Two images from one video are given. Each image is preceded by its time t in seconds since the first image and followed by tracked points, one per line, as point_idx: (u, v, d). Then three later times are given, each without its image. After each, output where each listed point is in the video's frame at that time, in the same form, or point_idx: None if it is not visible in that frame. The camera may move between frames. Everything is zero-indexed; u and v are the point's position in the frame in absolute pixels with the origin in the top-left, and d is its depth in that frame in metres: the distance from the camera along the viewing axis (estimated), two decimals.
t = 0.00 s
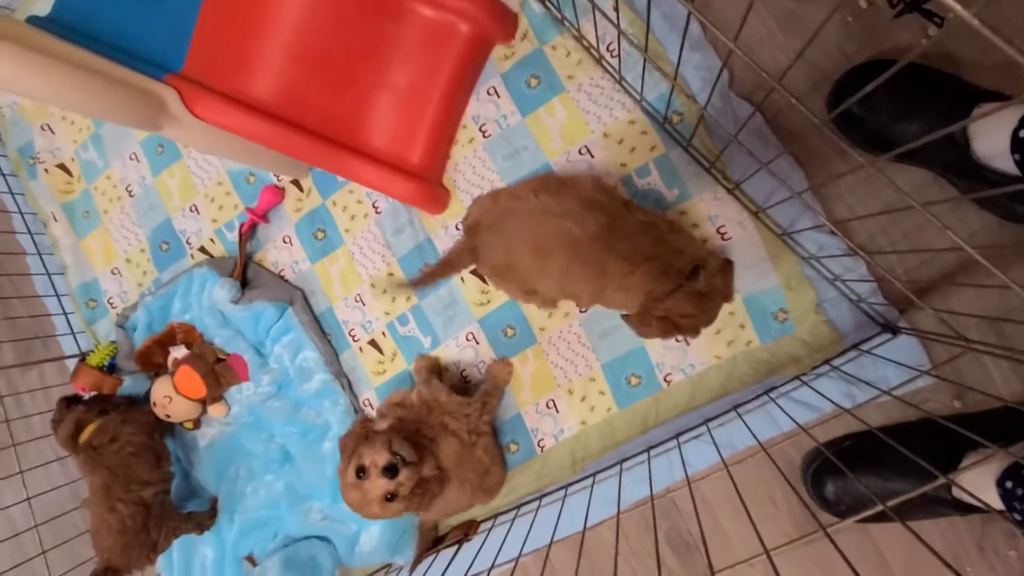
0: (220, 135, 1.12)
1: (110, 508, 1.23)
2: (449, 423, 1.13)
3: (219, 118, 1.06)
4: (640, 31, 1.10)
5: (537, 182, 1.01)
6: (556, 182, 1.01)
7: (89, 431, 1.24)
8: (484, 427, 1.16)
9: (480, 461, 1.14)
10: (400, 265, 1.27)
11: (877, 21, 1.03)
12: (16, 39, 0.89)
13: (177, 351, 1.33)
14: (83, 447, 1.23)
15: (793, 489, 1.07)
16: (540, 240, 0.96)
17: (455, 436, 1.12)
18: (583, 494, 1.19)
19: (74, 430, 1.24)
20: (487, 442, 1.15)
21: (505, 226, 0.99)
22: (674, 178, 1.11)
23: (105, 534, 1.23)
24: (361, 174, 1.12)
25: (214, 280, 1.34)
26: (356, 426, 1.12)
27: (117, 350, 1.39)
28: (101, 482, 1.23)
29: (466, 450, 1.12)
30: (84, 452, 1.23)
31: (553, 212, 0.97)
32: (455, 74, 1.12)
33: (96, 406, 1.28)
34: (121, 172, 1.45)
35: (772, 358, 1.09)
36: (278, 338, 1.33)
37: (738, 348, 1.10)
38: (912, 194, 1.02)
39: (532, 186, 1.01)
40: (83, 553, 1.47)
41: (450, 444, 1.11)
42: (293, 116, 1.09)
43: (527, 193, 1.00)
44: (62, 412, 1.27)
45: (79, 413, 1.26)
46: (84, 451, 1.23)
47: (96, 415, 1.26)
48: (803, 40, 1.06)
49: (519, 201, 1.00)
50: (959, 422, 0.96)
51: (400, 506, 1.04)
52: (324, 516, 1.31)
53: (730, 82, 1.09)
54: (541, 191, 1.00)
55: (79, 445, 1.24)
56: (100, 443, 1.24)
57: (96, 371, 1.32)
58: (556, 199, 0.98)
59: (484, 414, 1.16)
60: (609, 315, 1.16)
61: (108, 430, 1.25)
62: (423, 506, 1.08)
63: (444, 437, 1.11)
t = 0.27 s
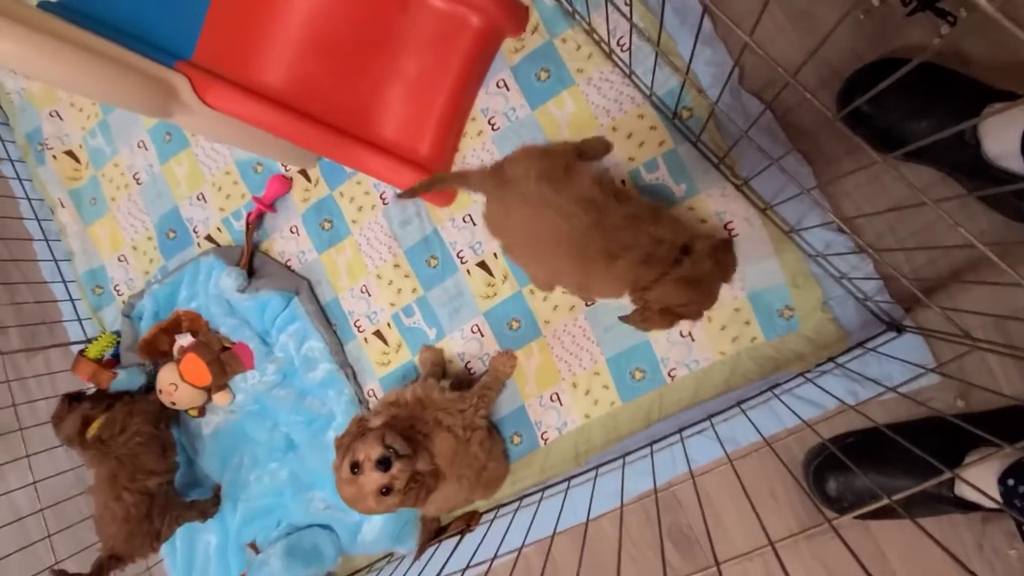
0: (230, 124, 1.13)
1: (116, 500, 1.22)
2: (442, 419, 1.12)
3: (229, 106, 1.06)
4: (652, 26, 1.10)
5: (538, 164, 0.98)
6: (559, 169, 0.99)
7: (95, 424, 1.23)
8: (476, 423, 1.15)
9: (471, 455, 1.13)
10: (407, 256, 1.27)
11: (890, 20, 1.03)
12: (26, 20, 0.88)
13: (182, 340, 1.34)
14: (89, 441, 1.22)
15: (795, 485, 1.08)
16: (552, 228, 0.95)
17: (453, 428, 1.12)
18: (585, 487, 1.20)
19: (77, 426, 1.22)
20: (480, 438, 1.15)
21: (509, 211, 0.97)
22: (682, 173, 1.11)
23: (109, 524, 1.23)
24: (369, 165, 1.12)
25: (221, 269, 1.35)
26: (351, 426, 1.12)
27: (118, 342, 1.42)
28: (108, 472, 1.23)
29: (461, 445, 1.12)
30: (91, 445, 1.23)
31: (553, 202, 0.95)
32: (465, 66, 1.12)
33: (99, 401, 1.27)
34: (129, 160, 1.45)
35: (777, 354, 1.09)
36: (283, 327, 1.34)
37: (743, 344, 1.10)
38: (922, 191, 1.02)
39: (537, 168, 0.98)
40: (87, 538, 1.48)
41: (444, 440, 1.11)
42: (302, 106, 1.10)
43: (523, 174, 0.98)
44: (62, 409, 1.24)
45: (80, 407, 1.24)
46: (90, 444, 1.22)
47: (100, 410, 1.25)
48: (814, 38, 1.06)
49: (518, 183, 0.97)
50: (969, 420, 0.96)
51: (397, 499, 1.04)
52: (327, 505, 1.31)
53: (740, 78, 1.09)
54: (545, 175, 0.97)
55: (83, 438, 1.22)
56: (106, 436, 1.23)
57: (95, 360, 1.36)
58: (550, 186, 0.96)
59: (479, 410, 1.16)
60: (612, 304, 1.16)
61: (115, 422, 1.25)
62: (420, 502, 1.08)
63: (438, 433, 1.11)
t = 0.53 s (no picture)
0: (233, 114, 1.13)
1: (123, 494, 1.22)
2: (440, 411, 1.13)
3: (231, 97, 1.07)
4: (653, 21, 1.11)
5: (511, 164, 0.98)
6: (530, 171, 0.98)
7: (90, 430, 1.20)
8: (472, 414, 1.17)
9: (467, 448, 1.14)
10: (407, 249, 1.28)
11: (890, 17, 1.03)
12: (29, 6, 0.89)
13: (183, 330, 1.35)
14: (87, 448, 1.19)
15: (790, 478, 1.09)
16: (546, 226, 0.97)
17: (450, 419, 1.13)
18: (581, 479, 1.21)
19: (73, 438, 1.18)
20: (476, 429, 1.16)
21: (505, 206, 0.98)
22: (681, 168, 1.12)
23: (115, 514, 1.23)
24: (370, 157, 1.12)
25: (222, 260, 1.35)
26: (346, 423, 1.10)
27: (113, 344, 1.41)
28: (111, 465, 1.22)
29: (459, 438, 1.13)
30: (88, 453, 1.20)
31: (532, 208, 0.97)
32: (467, 59, 1.12)
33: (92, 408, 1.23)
34: (132, 150, 1.46)
35: (772, 350, 1.10)
36: (284, 318, 1.35)
37: (739, 339, 1.11)
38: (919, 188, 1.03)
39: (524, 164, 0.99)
40: (88, 525, 1.50)
41: (443, 434, 1.11)
42: (304, 97, 1.10)
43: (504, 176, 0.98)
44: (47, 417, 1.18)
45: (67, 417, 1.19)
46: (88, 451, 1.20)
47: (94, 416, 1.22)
48: (815, 34, 1.07)
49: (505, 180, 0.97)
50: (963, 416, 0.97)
51: (400, 487, 1.04)
52: (326, 494, 1.32)
53: (740, 74, 1.10)
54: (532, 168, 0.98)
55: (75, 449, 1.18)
56: (102, 440, 1.21)
57: (84, 362, 1.36)
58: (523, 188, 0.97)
59: (476, 402, 1.18)
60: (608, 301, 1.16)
61: (110, 423, 1.23)
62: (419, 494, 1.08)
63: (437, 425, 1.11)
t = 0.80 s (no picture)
0: (235, 114, 1.14)
1: (125, 494, 1.22)
2: (440, 408, 1.14)
3: (234, 97, 1.08)
4: (651, 25, 1.12)
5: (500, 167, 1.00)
6: (517, 180, 1.00)
7: (103, 423, 1.23)
8: (468, 413, 1.17)
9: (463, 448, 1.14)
10: (407, 248, 1.29)
11: (886, 22, 1.04)
12: (33, 6, 0.90)
13: (184, 328, 1.36)
14: (97, 438, 1.22)
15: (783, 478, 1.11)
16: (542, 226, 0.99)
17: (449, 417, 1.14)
18: (577, 477, 1.22)
19: (84, 423, 1.21)
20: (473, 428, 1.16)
21: (500, 209, 1.00)
22: (678, 171, 1.13)
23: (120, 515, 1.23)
24: (370, 157, 1.13)
25: (224, 258, 1.36)
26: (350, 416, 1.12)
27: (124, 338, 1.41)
28: (115, 466, 1.22)
29: (456, 437, 1.14)
30: (97, 444, 1.22)
31: (519, 216, 1.00)
32: (467, 60, 1.14)
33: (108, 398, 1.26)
34: (135, 148, 1.48)
35: (767, 350, 1.11)
36: (285, 316, 1.36)
37: (735, 340, 1.12)
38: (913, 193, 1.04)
39: (515, 169, 1.00)
40: (89, 519, 1.51)
41: (445, 428, 1.13)
42: (306, 98, 1.12)
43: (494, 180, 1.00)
44: (63, 397, 1.23)
45: (80, 403, 1.22)
46: (96, 441, 1.22)
47: (109, 409, 1.24)
48: (812, 39, 1.08)
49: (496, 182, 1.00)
50: (954, 418, 0.98)
51: (411, 467, 1.06)
52: (325, 491, 1.34)
53: (737, 78, 1.11)
54: (525, 170, 1.00)
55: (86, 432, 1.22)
56: (113, 434, 1.23)
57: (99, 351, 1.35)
58: (509, 194, 1.00)
59: (474, 401, 1.18)
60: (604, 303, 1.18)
61: (122, 422, 1.25)
62: (421, 486, 1.10)
63: (439, 422, 1.13)
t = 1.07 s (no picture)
0: (236, 113, 1.14)
1: (113, 506, 1.21)
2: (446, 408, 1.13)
3: (234, 95, 1.08)
4: (653, 26, 1.11)
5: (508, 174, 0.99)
6: (527, 193, 0.99)
7: (102, 423, 1.23)
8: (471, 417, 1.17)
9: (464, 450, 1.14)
10: (406, 248, 1.29)
11: (888, 25, 1.04)
12: (35, 4, 0.90)
13: (182, 326, 1.36)
14: (95, 438, 1.22)
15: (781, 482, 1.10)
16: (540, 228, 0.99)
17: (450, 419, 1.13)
18: (575, 479, 1.22)
19: (84, 420, 1.22)
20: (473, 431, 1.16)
21: (502, 220, 1.01)
22: (679, 173, 1.13)
23: (112, 525, 1.22)
24: (370, 157, 1.13)
25: (223, 256, 1.36)
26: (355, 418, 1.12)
27: (127, 337, 1.42)
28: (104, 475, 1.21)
29: (457, 440, 1.13)
30: (94, 444, 1.22)
31: (522, 218, 0.99)
32: (467, 60, 1.13)
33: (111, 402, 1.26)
34: (134, 146, 1.47)
35: (767, 353, 1.11)
36: (283, 315, 1.36)
37: (735, 343, 1.12)
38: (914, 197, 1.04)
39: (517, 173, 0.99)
40: (86, 517, 1.51)
41: (451, 430, 1.12)
42: (306, 96, 1.11)
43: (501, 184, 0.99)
44: (69, 390, 1.24)
45: (82, 401, 1.23)
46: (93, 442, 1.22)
47: (110, 412, 1.25)
48: (814, 41, 1.08)
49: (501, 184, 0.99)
50: (954, 423, 0.98)
51: (422, 462, 1.06)
52: (323, 490, 1.33)
53: (739, 80, 1.11)
54: (531, 175, 0.99)
55: (87, 428, 1.22)
56: (111, 437, 1.23)
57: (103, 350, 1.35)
58: (516, 205, 0.99)
59: (474, 404, 1.17)
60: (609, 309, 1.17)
61: (122, 427, 1.24)
62: (430, 487, 1.08)
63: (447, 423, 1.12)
